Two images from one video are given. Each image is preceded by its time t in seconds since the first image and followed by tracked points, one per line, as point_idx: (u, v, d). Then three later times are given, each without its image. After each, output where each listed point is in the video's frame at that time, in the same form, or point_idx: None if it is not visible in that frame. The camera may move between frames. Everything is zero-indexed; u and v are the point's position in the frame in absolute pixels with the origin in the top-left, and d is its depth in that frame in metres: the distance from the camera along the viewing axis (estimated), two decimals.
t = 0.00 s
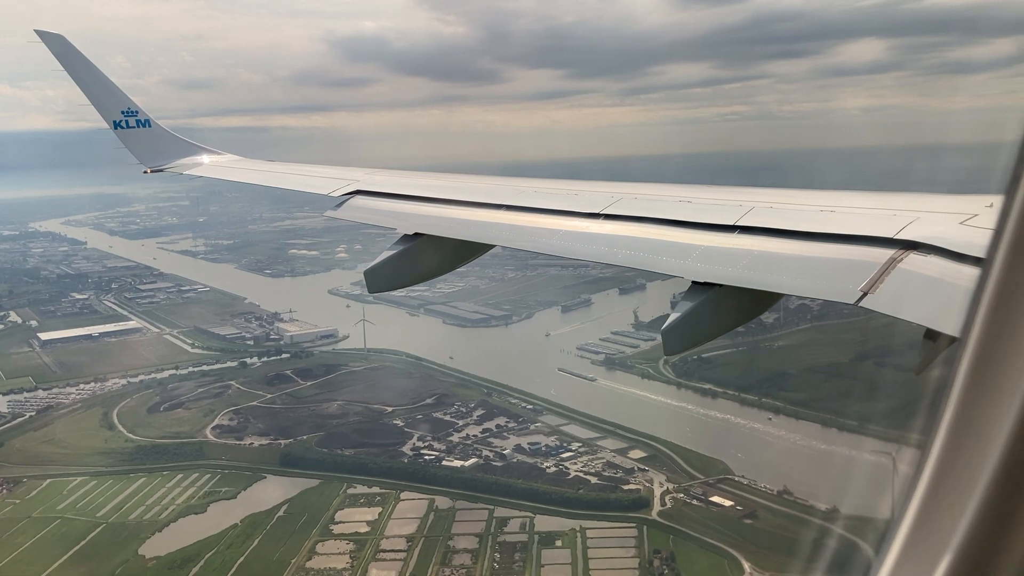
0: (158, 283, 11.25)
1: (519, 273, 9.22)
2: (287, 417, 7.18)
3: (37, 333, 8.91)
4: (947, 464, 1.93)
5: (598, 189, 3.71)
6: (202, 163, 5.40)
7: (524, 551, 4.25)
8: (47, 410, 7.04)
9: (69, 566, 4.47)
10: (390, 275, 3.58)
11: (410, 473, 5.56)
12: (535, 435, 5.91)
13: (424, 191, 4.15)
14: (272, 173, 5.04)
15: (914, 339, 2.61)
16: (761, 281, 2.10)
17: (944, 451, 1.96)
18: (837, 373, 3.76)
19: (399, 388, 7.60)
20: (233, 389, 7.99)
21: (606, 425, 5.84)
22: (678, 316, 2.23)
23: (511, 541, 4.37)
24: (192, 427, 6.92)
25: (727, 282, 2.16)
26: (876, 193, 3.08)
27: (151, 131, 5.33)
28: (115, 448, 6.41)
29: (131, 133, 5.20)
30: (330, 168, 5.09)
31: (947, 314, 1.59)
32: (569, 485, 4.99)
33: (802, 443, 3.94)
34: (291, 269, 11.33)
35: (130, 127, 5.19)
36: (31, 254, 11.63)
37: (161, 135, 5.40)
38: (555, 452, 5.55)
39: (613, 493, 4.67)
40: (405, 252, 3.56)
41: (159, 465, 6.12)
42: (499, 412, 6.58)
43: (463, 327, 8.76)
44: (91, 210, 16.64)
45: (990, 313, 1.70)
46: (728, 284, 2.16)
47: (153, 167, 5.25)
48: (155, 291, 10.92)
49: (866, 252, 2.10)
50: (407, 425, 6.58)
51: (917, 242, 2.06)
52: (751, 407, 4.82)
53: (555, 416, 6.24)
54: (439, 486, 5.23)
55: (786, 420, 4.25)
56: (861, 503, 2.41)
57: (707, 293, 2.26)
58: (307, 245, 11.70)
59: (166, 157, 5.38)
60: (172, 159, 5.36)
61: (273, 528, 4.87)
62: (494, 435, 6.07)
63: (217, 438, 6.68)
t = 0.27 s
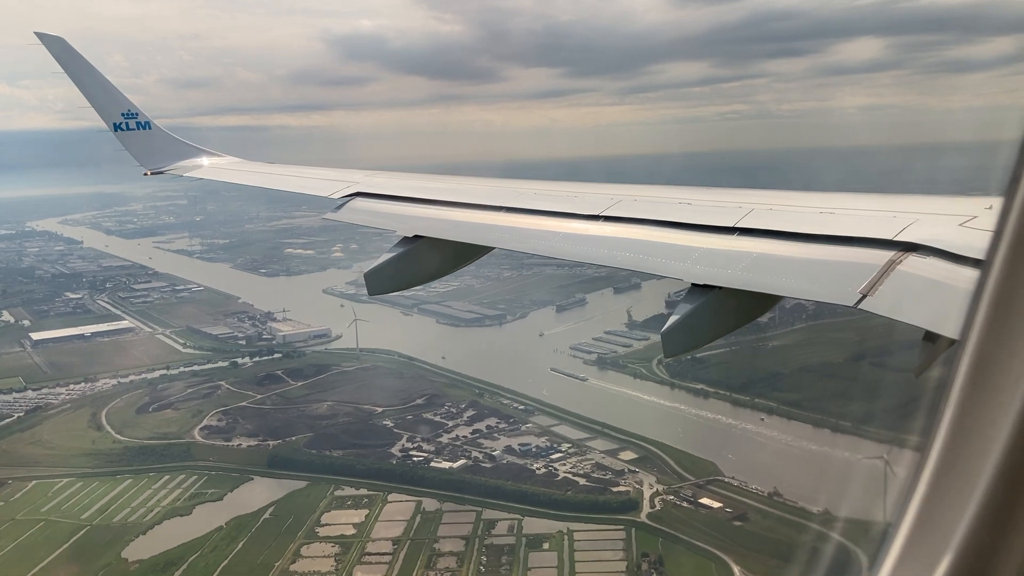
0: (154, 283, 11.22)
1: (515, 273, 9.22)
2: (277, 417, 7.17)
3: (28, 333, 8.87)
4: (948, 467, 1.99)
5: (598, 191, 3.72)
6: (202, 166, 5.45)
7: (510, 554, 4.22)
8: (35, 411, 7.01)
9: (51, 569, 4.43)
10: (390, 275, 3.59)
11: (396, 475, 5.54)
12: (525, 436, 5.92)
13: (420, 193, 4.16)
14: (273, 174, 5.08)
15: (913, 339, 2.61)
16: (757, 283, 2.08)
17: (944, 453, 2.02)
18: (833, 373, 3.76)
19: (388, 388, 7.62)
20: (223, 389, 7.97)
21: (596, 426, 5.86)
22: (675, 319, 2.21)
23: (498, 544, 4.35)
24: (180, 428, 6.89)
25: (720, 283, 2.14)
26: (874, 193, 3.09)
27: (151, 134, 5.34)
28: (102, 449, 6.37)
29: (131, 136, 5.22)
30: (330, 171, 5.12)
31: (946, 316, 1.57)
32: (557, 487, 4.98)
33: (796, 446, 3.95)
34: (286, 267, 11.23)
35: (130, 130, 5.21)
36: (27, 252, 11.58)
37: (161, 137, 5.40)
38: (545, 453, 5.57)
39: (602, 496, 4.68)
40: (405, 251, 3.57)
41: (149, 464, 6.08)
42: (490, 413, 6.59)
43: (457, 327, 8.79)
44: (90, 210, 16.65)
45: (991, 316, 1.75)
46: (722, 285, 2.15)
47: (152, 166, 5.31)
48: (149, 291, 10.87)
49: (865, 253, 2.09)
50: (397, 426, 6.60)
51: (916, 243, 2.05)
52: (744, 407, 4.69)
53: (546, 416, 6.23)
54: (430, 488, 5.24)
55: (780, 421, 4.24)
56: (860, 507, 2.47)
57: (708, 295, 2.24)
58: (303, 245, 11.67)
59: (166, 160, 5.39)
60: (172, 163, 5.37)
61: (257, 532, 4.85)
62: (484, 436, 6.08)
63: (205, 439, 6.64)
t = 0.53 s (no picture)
0: (147, 281, 11.15)
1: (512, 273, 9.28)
2: (265, 418, 7.17)
3: (19, 333, 8.83)
4: (949, 469, 2.05)
5: (600, 194, 3.80)
6: (204, 169, 5.61)
7: (497, 557, 4.18)
8: (23, 412, 6.99)
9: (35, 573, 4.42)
10: (392, 277, 3.64)
11: (383, 476, 5.51)
12: (517, 437, 5.89)
13: (420, 196, 4.21)
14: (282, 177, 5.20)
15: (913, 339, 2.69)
16: (758, 285, 2.17)
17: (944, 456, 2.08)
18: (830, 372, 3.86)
19: (378, 389, 7.63)
20: (212, 389, 7.95)
21: (585, 427, 5.84)
22: (674, 323, 2.34)
23: (485, 547, 4.31)
24: (167, 429, 6.87)
25: (724, 287, 2.23)
26: (872, 197, 3.20)
27: (149, 135, 5.63)
28: (89, 450, 6.33)
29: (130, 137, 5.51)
30: (335, 174, 5.23)
31: (947, 318, 1.64)
32: (545, 488, 4.95)
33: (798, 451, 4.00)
34: (281, 266, 11.11)
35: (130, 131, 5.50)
36: (21, 250, 11.45)
37: (160, 138, 5.70)
38: (535, 455, 5.54)
39: (591, 498, 4.66)
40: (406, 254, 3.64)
41: (136, 467, 6.03)
42: (481, 413, 6.57)
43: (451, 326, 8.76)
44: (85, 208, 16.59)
45: (991, 321, 1.82)
46: (724, 288, 2.24)
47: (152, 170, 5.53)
48: (142, 289, 10.71)
49: (867, 255, 2.17)
50: (385, 428, 6.60)
51: (917, 246, 2.13)
52: (734, 408, 4.76)
53: (537, 417, 6.21)
54: (418, 490, 5.21)
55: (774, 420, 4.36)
56: (855, 506, 2.53)
57: (707, 298, 2.35)
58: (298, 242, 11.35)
59: (165, 161, 5.70)
60: (170, 164, 5.67)
61: (242, 534, 4.84)
62: (474, 437, 6.04)
63: (192, 440, 6.62)
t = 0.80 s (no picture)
0: (142, 281, 11.10)
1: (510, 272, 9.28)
2: (254, 418, 7.18)
3: (12, 333, 8.80)
4: (949, 470, 2.04)
5: (599, 196, 3.81)
6: (204, 170, 5.68)
7: (484, 558, 4.15)
8: (12, 411, 6.98)
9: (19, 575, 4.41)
10: (391, 278, 3.63)
11: (372, 478, 5.52)
12: (506, 437, 5.88)
13: (418, 198, 4.22)
14: (284, 183, 5.27)
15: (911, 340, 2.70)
16: (758, 290, 2.18)
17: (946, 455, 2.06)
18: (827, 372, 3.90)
19: (371, 387, 7.71)
20: (202, 389, 7.95)
21: (576, 427, 5.86)
22: (674, 326, 2.33)
23: (472, 549, 4.29)
24: (155, 429, 6.85)
25: (724, 291, 2.24)
26: (870, 199, 3.22)
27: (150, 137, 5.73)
28: (76, 450, 6.30)
29: (130, 138, 5.60)
30: (335, 175, 5.27)
31: (945, 321, 1.66)
32: (534, 490, 4.96)
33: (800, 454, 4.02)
34: (276, 263, 11.09)
35: (130, 133, 5.58)
36: (17, 248, 11.46)
37: (160, 140, 5.81)
38: (524, 455, 5.52)
39: (580, 499, 4.67)
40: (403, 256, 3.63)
41: (121, 469, 5.97)
42: (473, 413, 6.62)
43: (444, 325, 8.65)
44: (83, 206, 16.58)
45: (989, 322, 1.81)
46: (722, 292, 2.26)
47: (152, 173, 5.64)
48: (136, 288, 10.73)
49: (866, 258, 2.18)
50: (375, 428, 6.62)
51: (915, 249, 2.13)
52: (725, 407, 4.81)
53: (528, 417, 6.21)
54: (406, 492, 5.21)
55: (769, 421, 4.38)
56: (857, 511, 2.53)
57: (707, 301, 2.34)
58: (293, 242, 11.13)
59: (164, 163, 5.80)
60: (170, 165, 5.78)
61: (226, 536, 4.84)
62: (464, 437, 6.04)
63: (180, 441, 6.62)
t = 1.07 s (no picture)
0: (136, 279, 11.02)
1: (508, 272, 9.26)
2: (242, 418, 7.16)
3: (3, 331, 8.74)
4: (950, 471, 2.04)
5: (599, 197, 3.79)
6: (202, 171, 5.69)
7: (470, 562, 4.11)
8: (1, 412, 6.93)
9: None
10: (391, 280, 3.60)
11: (360, 479, 5.47)
12: (497, 437, 5.84)
13: (417, 200, 4.21)
14: (282, 183, 5.24)
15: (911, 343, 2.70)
16: (757, 292, 2.17)
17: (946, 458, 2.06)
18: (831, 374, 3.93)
19: (365, 386, 7.67)
20: (191, 390, 7.92)
21: (567, 426, 5.81)
22: (673, 329, 2.31)
23: (458, 552, 4.24)
24: (143, 430, 6.83)
25: (723, 293, 2.23)
26: (871, 200, 3.21)
27: (150, 139, 5.76)
28: (62, 451, 6.24)
29: (130, 140, 5.63)
30: (335, 176, 5.27)
31: (944, 324, 1.64)
32: (523, 490, 4.91)
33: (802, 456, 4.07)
34: (271, 262, 10.94)
35: (129, 134, 5.60)
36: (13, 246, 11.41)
37: (160, 142, 5.85)
38: (514, 455, 5.47)
39: (567, 501, 4.64)
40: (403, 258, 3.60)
41: (103, 471, 5.91)
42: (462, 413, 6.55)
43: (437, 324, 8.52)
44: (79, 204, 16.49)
45: (989, 325, 1.80)
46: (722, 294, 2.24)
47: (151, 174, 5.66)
48: (130, 287, 10.67)
49: (866, 261, 2.17)
50: (364, 429, 6.58)
51: (915, 252, 2.11)
52: (716, 406, 4.94)
53: (520, 417, 6.17)
54: (393, 494, 5.16)
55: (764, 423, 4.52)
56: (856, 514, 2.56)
57: (707, 303, 2.32)
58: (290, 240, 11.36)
59: (164, 164, 5.84)
60: (170, 167, 5.82)
61: (211, 538, 4.80)
62: (454, 438, 5.99)
63: (168, 441, 6.58)
